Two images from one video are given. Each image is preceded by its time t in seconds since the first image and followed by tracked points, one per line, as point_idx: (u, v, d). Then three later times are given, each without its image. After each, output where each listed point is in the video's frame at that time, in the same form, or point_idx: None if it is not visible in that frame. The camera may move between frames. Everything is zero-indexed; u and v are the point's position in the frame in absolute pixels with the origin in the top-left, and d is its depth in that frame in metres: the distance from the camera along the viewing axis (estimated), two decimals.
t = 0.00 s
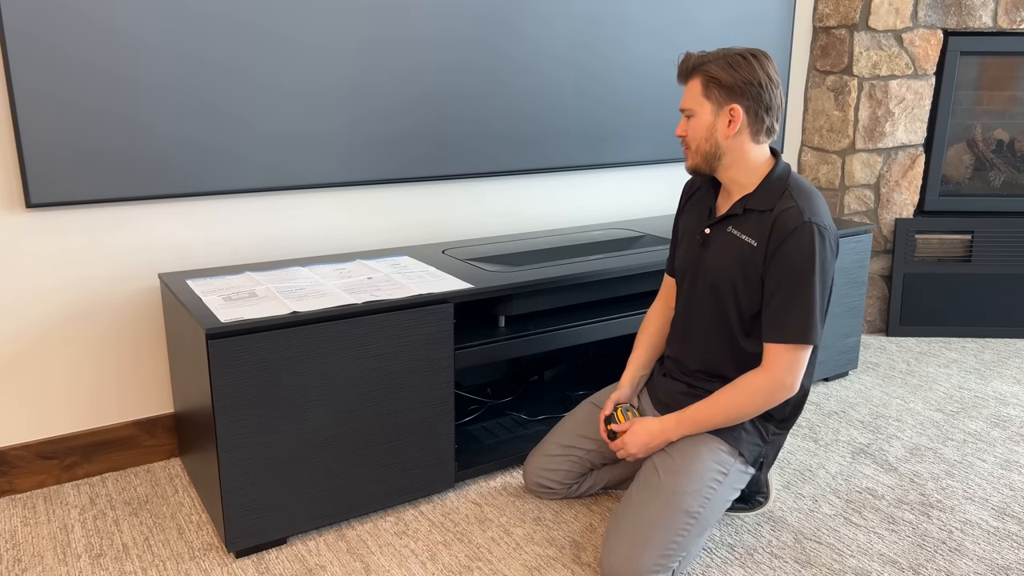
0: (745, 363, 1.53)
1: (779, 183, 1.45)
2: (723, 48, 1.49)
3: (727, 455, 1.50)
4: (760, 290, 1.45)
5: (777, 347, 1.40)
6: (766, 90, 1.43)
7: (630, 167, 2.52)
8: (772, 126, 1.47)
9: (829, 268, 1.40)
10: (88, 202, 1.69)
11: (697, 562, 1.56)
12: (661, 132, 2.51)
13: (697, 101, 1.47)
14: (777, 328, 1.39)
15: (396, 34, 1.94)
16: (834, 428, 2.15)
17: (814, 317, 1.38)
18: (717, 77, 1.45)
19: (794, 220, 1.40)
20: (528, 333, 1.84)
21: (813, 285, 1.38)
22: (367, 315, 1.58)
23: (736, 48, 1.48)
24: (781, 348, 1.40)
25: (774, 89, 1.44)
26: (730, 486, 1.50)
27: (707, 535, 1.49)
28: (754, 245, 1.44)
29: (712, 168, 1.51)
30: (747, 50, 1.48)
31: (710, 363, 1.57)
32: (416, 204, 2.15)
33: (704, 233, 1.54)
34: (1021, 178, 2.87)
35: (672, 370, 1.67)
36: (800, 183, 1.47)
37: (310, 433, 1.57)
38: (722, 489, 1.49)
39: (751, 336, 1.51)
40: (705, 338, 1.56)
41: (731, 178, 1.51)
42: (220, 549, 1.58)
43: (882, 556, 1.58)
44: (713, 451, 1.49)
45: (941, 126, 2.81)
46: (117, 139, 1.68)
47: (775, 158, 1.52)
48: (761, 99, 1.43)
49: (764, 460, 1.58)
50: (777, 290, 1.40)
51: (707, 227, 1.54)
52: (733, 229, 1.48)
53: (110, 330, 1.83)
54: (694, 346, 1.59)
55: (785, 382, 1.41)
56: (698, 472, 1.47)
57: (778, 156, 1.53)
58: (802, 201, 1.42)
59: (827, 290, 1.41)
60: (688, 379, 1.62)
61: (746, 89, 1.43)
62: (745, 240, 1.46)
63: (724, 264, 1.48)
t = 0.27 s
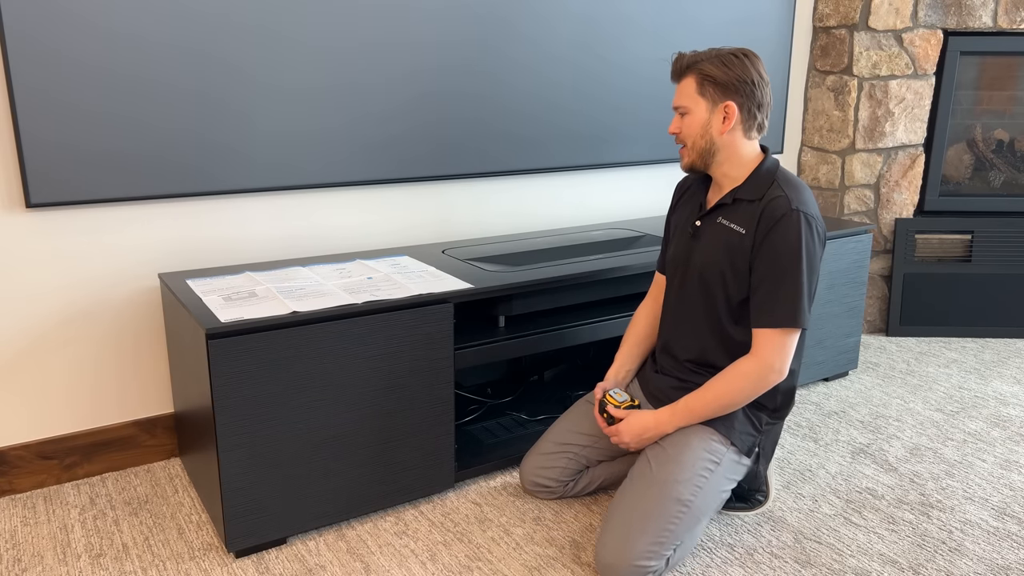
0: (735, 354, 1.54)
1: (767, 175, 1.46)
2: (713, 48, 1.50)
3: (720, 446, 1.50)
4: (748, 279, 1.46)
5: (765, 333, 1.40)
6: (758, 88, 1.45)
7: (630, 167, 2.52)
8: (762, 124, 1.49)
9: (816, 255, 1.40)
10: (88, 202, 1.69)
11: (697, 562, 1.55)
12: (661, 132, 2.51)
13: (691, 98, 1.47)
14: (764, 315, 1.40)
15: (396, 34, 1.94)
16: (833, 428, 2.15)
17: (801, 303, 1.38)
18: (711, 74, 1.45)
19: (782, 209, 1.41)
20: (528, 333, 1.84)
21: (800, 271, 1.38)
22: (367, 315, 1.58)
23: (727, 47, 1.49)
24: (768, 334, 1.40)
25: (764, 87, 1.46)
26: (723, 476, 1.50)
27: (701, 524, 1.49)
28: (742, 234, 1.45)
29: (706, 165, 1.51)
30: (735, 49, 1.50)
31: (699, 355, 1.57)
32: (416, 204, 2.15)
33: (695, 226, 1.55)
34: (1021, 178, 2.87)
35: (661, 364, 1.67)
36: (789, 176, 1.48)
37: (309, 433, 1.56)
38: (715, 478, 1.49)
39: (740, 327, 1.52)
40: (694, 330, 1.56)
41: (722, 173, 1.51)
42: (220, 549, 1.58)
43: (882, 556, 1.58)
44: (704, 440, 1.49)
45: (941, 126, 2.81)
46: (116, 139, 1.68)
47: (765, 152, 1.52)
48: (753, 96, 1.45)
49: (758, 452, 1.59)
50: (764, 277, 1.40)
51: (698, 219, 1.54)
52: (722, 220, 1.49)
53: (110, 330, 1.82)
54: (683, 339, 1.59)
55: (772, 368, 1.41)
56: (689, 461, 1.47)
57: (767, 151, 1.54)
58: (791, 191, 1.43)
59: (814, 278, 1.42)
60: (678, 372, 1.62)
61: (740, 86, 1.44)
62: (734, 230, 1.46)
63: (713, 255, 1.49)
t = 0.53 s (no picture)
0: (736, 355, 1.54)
1: (773, 176, 1.46)
2: (717, 48, 1.50)
3: (713, 446, 1.50)
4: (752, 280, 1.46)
5: (769, 333, 1.40)
6: (762, 89, 1.45)
7: (630, 167, 2.52)
8: (766, 125, 1.49)
9: (821, 257, 1.40)
10: (87, 202, 1.69)
11: (697, 562, 1.55)
12: (661, 133, 2.51)
13: (696, 98, 1.47)
14: (769, 315, 1.40)
15: (396, 35, 1.94)
16: (833, 428, 2.15)
17: (805, 304, 1.38)
18: (715, 75, 1.45)
19: (787, 209, 1.41)
20: (528, 333, 1.84)
21: (804, 273, 1.38)
22: (367, 315, 1.58)
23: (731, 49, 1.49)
24: (772, 334, 1.40)
25: (768, 88, 1.47)
26: (712, 477, 1.50)
27: (685, 523, 1.50)
28: (747, 234, 1.45)
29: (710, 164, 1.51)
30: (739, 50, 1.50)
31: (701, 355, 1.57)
32: (416, 204, 2.15)
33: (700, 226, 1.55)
34: (1021, 178, 2.87)
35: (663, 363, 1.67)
36: (795, 178, 1.48)
37: (309, 433, 1.56)
38: (704, 478, 1.49)
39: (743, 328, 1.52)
40: (697, 330, 1.56)
41: (727, 173, 1.51)
42: (220, 549, 1.58)
43: (882, 556, 1.58)
44: (696, 440, 1.49)
45: (941, 126, 2.81)
46: (116, 140, 1.68)
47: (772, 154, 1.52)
48: (757, 96, 1.45)
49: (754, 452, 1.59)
50: (769, 278, 1.40)
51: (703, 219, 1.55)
52: (728, 220, 1.49)
53: (110, 330, 1.83)
54: (687, 338, 1.59)
55: (775, 369, 1.41)
56: (678, 459, 1.48)
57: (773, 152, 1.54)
58: (796, 192, 1.43)
59: (818, 280, 1.41)
60: (679, 371, 1.62)
61: (744, 87, 1.44)
62: (739, 230, 1.46)
63: (718, 254, 1.49)
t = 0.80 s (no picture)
0: (743, 359, 1.54)
1: (788, 180, 1.46)
2: (736, 53, 1.49)
3: (719, 454, 1.50)
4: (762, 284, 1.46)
5: (777, 339, 1.40)
6: (775, 96, 1.44)
7: (630, 167, 2.52)
8: (780, 133, 1.48)
9: (831, 265, 1.40)
10: (87, 202, 1.69)
11: (697, 562, 1.56)
12: (661, 133, 2.51)
13: (708, 104, 1.48)
14: (777, 320, 1.39)
15: (396, 35, 1.94)
16: (834, 428, 2.15)
17: (813, 311, 1.38)
18: (727, 82, 1.45)
19: (800, 214, 1.40)
20: (528, 333, 1.84)
21: (813, 279, 1.38)
22: (367, 315, 1.58)
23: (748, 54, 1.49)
24: (779, 340, 1.40)
25: (784, 96, 1.45)
26: (717, 484, 1.50)
27: (688, 529, 1.51)
28: (759, 238, 1.45)
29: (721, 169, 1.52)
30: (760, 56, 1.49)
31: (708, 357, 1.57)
32: (416, 204, 2.15)
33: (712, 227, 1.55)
34: (1021, 178, 2.87)
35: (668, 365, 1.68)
36: (809, 182, 1.47)
37: (309, 432, 1.57)
38: (708, 486, 1.50)
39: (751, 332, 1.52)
40: (705, 332, 1.57)
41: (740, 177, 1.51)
42: (220, 549, 1.58)
43: (882, 555, 1.58)
44: (703, 447, 1.49)
45: (940, 125, 2.81)
46: (116, 140, 1.68)
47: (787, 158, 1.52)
48: (770, 105, 1.44)
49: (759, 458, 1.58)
50: (778, 283, 1.40)
51: (716, 220, 1.54)
52: (740, 222, 1.49)
53: (111, 331, 1.83)
54: (694, 340, 1.59)
55: (781, 375, 1.41)
56: (684, 466, 1.48)
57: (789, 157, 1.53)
58: (809, 198, 1.43)
59: (828, 287, 1.41)
60: (685, 373, 1.62)
61: (755, 94, 1.44)
62: (750, 233, 1.46)
63: (729, 256, 1.49)
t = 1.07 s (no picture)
0: (749, 364, 1.54)
1: (800, 187, 1.44)
2: (749, 57, 1.47)
3: (720, 458, 1.50)
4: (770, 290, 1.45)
5: (783, 348, 1.40)
6: (774, 105, 1.42)
7: (630, 167, 2.52)
8: (787, 142, 1.45)
9: (840, 275, 1.39)
10: (87, 201, 1.69)
11: (697, 562, 1.56)
12: (661, 133, 2.51)
13: (711, 110, 1.49)
14: (784, 330, 1.39)
15: (396, 35, 1.94)
16: (834, 428, 2.15)
17: (820, 322, 1.37)
18: (727, 89, 1.45)
19: (810, 222, 1.39)
20: (529, 333, 1.84)
21: (822, 289, 1.37)
22: (367, 315, 1.58)
23: (757, 58, 1.46)
24: (785, 349, 1.40)
25: (788, 106, 1.42)
26: (717, 488, 1.50)
27: (688, 531, 1.51)
28: (768, 244, 1.44)
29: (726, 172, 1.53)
30: (774, 61, 1.46)
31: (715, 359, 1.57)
32: (416, 204, 2.15)
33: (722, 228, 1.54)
34: (1021, 178, 2.87)
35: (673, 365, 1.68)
36: (822, 188, 1.46)
37: (309, 433, 1.57)
38: (709, 489, 1.49)
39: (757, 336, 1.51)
40: (711, 335, 1.56)
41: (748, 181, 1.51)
42: (220, 549, 1.58)
43: (882, 555, 1.58)
44: (703, 451, 1.49)
45: (940, 125, 2.81)
46: (116, 139, 1.68)
47: (800, 162, 1.50)
48: (770, 116, 1.42)
49: (760, 461, 1.58)
50: (786, 291, 1.40)
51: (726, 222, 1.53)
52: (750, 226, 1.48)
53: (111, 331, 1.83)
54: (700, 342, 1.59)
55: (785, 385, 1.41)
56: (684, 469, 1.48)
57: (802, 160, 1.51)
58: (821, 205, 1.41)
59: (836, 297, 1.41)
60: (690, 374, 1.62)
61: (752, 103, 1.43)
62: (759, 238, 1.46)
63: (737, 260, 1.49)
